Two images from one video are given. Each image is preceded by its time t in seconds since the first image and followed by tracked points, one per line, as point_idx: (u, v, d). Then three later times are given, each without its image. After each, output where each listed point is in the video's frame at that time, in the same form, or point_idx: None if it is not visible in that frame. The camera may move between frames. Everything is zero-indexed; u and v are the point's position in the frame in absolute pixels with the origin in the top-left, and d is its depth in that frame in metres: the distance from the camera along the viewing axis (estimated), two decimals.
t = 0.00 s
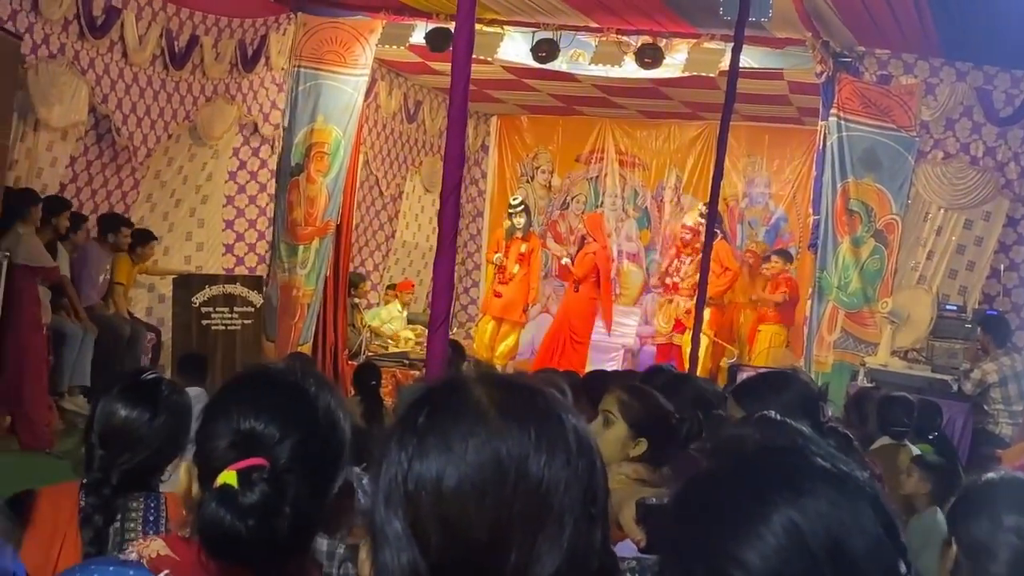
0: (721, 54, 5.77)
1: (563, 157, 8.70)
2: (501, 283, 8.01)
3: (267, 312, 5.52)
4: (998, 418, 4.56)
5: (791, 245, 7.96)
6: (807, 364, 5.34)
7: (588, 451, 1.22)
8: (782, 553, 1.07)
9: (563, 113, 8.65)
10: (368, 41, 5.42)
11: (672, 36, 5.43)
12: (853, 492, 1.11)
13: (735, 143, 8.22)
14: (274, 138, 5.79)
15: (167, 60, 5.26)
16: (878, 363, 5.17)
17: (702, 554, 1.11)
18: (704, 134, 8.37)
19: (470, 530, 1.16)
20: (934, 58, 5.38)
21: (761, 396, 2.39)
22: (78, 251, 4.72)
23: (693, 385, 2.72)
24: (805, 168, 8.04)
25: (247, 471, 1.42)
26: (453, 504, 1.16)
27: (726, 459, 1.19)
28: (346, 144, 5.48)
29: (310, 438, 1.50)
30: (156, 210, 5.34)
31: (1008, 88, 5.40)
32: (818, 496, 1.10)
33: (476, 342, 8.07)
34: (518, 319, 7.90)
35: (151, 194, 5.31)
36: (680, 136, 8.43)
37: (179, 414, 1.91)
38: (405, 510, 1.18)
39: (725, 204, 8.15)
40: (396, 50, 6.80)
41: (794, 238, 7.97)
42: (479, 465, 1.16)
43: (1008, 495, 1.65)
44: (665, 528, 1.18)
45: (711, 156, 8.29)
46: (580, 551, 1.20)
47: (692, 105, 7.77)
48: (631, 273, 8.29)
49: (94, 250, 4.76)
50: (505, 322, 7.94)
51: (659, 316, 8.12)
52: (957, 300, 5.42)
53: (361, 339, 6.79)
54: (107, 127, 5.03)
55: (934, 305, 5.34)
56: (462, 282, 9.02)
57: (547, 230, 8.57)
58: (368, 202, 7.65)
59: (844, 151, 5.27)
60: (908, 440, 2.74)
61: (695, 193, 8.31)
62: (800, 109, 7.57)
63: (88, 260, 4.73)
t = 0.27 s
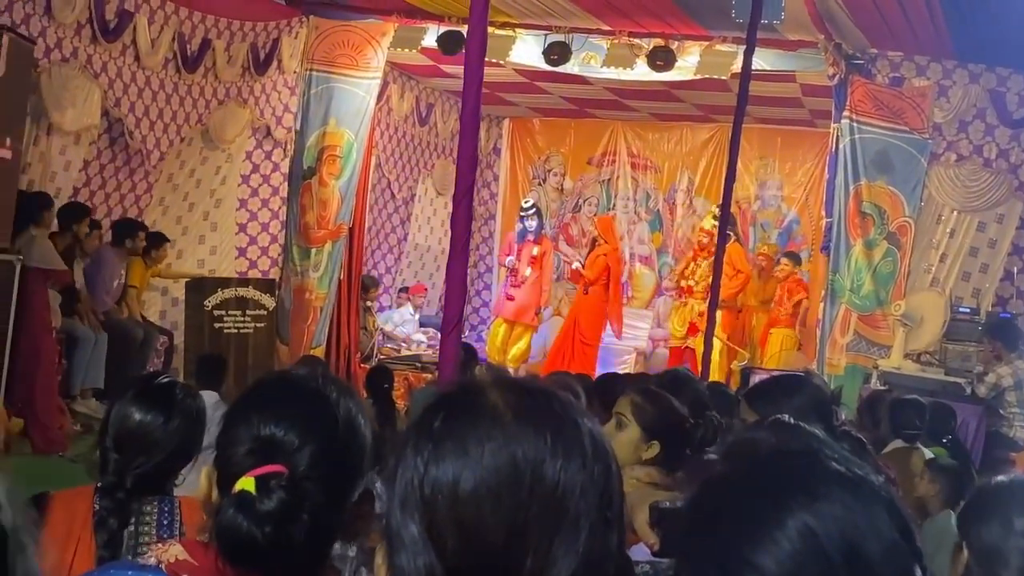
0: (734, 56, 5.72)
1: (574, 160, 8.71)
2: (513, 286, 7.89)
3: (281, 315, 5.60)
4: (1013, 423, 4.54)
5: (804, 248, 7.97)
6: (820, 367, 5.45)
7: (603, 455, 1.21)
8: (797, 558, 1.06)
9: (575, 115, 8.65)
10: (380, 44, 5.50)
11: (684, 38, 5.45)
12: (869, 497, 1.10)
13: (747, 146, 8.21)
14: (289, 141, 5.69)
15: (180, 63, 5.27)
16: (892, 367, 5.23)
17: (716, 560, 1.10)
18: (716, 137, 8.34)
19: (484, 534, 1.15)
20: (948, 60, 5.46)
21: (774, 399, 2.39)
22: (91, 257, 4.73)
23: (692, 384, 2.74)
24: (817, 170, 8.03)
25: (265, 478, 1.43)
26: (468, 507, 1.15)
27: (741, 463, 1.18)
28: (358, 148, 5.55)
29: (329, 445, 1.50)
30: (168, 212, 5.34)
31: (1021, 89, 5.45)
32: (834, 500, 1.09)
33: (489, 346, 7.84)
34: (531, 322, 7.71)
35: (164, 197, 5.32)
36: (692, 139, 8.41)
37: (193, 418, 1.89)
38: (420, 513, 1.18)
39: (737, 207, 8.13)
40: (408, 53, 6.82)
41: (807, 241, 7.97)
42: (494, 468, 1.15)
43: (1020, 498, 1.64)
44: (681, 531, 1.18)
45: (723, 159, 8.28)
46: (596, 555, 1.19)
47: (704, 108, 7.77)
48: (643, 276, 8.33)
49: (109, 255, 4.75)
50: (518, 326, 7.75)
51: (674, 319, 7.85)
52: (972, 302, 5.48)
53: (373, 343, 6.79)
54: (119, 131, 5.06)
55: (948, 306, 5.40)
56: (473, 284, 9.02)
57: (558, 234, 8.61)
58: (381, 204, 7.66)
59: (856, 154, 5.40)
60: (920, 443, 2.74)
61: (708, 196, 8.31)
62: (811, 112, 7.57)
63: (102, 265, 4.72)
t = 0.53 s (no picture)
0: (746, 57, 5.76)
1: (585, 161, 8.71)
2: (524, 288, 8.04)
3: (292, 315, 5.65)
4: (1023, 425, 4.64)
5: (815, 248, 7.94)
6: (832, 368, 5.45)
7: (614, 455, 1.21)
8: (810, 558, 1.06)
9: (586, 116, 8.65)
10: (391, 45, 5.59)
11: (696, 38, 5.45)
12: (882, 497, 1.09)
13: (759, 146, 8.20)
14: (301, 142, 5.68)
15: (191, 65, 5.29)
16: (904, 367, 5.25)
17: (729, 561, 1.09)
18: (727, 137, 8.34)
19: (496, 534, 1.15)
20: (960, 60, 5.46)
21: (785, 401, 2.39)
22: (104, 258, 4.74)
23: (686, 384, 2.72)
24: (830, 170, 8.02)
25: (280, 480, 1.45)
26: (480, 508, 1.15)
27: (750, 464, 1.17)
28: (368, 148, 5.66)
29: (345, 448, 1.51)
30: (181, 213, 5.36)
31: None
32: (846, 500, 1.08)
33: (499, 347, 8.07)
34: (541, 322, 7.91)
35: (176, 199, 5.33)
36: (703, 139, 8.39)
37: (205, 419, 1.87)
38: (432, 514, 1.18)
39: (749, 207, 8.12)
40: (420, 54, 6.83)
41: (818, 241, 7.94)
42: (505, 469, 1.15)
43: None
44: (693, 531, 1.17)
45: (734, 160, 8.27)
46: (607, 554, 1.18)
47: (716, 108, 7.77)
48: (654, 276, 8.28)
49: (121, 255, 4.77)
50: (527, 327, 7.96)
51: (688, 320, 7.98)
52: (984, 302, 5.56)
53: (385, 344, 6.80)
54: (131, 132, 5.10)
55: (959, 307, 5.45)
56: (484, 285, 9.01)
57: (570, 234, 8.61)
58: (392, 205, 7.68)
59: (868, 155, 5.40)
60: (931, 442, 2.74)
61: (719, 197, 8.31)
62: (823, 112, 7.56)
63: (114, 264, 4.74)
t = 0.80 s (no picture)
0: (756, 56, 5.71)
1: (595, 161, 8.71)
2: (534, 287, 8.04)
3: (302, 316, 5.64)
4: None
5: (826, 248, 7.92)
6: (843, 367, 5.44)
7: (627, 456, 1.20)
8: (823, 559, 1.05)
9: (596, 116, 8.65)
10: (401, 45, 5.58)
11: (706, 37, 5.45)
12: (896, 497, 1.08)
13: (769, 145, 8.20)
14: (312, 142, 5.72)
15: (202, 66, 5.26)
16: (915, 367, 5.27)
17: (742, 562, 1.09)
18: (738, 137, 8.29)
19: (509, 534, 1.15)
20: (971, 59, 5.46)
21: (795, 400, 2.39)
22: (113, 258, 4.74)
23: (683, 387, 2.69)
24: (841, 170, 8.01)
25: (295, 482, 1.45)
26: (493, 509, 1.15)
27: (764, 465, 1.17)
28: (378, 148, 5.66)
29: (361, 451, 1.51)
30: (193, 214, 5.40)
31: None
32: (859, 500, 1.07)
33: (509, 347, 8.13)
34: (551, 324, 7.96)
35: (187, 201, 5.36)
36: (714, 139, 8.38)
37: (217, 420, 1.86)
38: (444, 515, 1.18)
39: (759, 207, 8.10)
40: (430, 54, 6.83)
41: (829, 241, 7.92)
42: (518, 469, 1.15)
43: None
44: (706, 531, 1.17)
45: (745, 159, 8.26)
46: (621, 555, 1.18)
47: (726, 108, 7.76)
48: (665, 276, 8.32)
49: (129, 255, 4.78)
50: (537, 328, 7.99)
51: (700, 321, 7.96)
52: (995, 301, 5.57)
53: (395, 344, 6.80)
54: (142, 133, 5.08)
55: (971, 309, 5.46)
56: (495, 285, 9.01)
57: (580, 234, 8.61)
58: (402, 205, 7.69)
59: (880, 152, 5.39)
60: (941, 441, 2.74)
61: (729, 196, 8.28)
62: (833, 111, 7.55)
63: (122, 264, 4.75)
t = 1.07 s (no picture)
0: (766, 56, 5.69)
1: (605, 161, 8.71)
2: (545, 287, 8.05)
3: (311, 316, 5.71)
4: None
5: (836, 248, 7.90)
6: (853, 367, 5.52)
7: (639, 457, 1.20)
8: (836, 560, 1.04)
9: (605, 116, 8.65)
10: (410, 46, 5.67)
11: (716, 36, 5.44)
12: (908, 498, 1.08)
13: (779, 146, 8.19)
14: (319, 143, 5.69)
15: (212, 67, 5.25)
16: (925, 366, 5.32)
17: (753, 563, 1.08)
18: (749, 136, 8.32)
19: (522, 535, 1.15)
20: (981, 59, 5.49)
21: (804, 401, 2.39)
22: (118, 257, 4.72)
23: (677, 388, 2.63)
24: (851, 169, 7.99)
25: (309, 484, 1.46)
26: (505, 510, 1.15)
27: (776, 466, 1.17)
28: (387, 149, 5.75)
29: (375, 453, 1.51)
30: (205, 215, 5.45)
31: None
32: (871, 501, 1.07)
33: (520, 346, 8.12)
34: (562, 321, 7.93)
35: (199, 202, 5.41)
36: (724, 139, 8.38)
37: (230, 421, 1.87)
38: (457, 516, 1.18)
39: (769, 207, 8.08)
40: (440, 55, 6.84)
41: (839, 241, 7.90)
42: (530, 470, 1.15)
43: None
44: (718, 533, 1.17)
45: (755, 160, 8.25)
46: (633, 556, 1.18)
47: (736, 107, 7.75)
48: (674, 276, 8.28)
49: (135, 255, 4.74)
50: (548, 327, 7.99)
51: (712, 320, 8.05)
52: (1007, 301, 5.51)
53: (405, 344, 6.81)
54: (152, 134, 5.11)
55: (983, 306, 5.46)
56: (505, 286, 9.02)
57: (590, 235, 8.61)
58: (411, 205, 7.70)
59: (890, 154, 5.48)
60: (951, 441, 2.74)
61: (740, 196, 8.28)
62: (843, 111, 7.54)
63: (128, 262, 4.71)
